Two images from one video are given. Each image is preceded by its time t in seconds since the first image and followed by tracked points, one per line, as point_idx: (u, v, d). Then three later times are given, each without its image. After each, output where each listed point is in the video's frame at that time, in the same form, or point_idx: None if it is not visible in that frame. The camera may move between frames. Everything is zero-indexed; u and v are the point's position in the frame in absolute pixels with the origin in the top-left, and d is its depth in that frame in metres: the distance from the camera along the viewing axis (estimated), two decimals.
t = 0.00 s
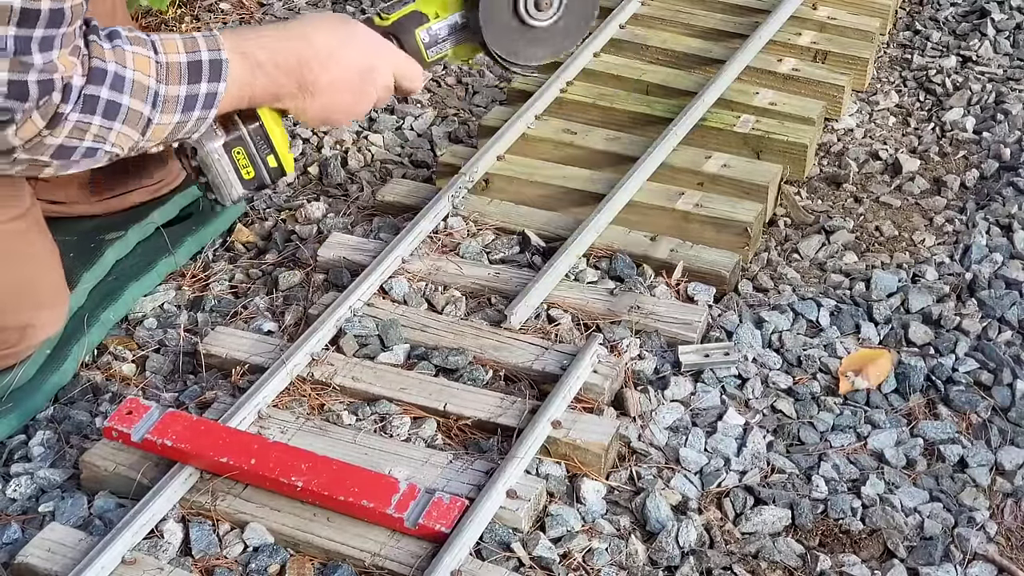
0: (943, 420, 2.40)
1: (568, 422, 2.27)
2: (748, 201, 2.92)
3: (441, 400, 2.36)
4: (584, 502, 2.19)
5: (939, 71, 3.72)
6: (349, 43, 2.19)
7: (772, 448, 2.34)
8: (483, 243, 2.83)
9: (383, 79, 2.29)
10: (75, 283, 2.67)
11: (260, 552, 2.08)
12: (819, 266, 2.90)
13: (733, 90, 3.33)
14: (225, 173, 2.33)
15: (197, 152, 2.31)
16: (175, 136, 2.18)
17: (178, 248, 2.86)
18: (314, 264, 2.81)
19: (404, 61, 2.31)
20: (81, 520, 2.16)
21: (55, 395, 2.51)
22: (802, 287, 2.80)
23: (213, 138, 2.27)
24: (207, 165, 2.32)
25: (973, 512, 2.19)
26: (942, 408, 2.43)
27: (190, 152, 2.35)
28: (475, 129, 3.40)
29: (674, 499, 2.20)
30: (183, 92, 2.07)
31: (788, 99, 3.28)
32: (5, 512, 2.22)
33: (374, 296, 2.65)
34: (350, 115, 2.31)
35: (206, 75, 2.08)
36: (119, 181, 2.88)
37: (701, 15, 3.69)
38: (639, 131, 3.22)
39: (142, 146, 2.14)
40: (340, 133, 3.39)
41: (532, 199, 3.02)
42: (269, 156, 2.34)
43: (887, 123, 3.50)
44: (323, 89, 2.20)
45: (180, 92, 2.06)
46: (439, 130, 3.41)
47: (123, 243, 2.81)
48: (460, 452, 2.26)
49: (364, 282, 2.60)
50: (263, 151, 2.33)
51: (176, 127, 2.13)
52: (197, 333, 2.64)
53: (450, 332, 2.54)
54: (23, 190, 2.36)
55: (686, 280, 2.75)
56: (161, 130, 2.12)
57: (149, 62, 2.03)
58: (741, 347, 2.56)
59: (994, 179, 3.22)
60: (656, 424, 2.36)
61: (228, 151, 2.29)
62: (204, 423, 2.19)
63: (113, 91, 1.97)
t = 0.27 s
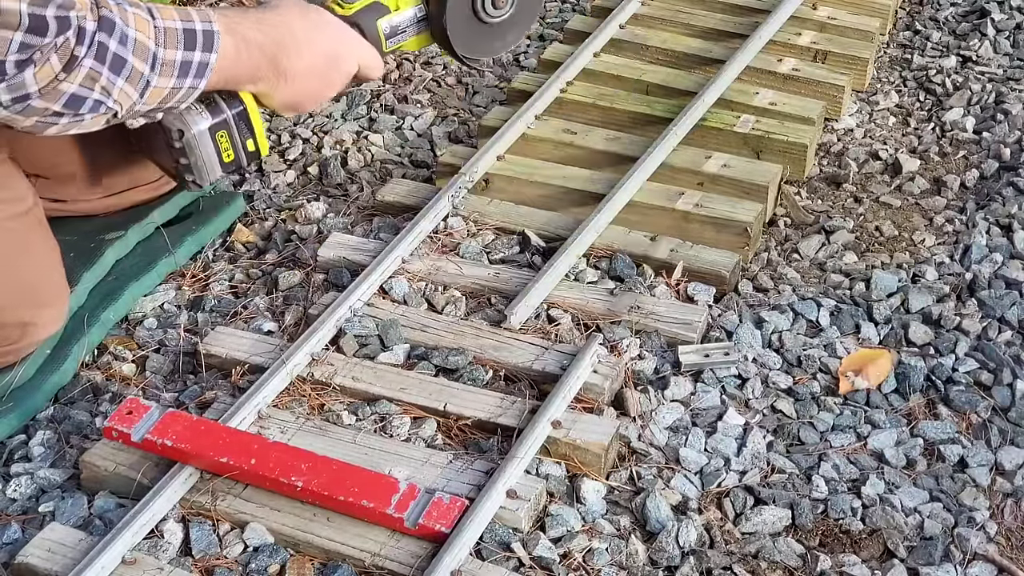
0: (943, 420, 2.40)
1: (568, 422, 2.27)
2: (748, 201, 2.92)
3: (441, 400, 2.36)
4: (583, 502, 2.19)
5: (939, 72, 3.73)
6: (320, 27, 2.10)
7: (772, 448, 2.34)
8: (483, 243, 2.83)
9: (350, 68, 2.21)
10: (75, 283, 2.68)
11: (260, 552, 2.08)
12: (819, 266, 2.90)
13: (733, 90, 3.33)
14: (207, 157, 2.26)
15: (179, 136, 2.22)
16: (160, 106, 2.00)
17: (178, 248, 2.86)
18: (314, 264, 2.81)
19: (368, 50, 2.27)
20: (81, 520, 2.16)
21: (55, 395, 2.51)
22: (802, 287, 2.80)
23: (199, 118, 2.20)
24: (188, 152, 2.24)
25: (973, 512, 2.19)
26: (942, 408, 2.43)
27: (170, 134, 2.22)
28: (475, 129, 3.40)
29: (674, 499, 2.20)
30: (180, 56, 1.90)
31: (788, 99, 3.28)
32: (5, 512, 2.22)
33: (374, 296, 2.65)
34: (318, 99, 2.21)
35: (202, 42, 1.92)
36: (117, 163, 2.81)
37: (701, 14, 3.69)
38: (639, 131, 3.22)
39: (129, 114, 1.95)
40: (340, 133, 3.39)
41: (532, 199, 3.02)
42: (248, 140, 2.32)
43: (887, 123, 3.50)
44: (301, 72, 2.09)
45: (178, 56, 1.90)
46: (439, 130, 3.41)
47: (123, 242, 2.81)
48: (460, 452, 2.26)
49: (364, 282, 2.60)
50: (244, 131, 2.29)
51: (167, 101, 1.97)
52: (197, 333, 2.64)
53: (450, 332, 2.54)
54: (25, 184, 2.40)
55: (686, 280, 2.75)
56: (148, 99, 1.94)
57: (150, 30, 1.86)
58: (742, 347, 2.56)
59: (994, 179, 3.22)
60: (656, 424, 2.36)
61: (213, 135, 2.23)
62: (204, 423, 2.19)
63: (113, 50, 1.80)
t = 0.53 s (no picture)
0: (943, 420, 2.40)
1: (568, 422, 2.28)
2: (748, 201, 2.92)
3: (441, 400, 2.36)
4: (584, 502, 2.19)
5: (939, 72, 3.73)
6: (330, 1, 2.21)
7: (772, 448, 2.34)
8: (483, 243, 2.83)
9: (353, 42, 2.34)
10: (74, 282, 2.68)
11: (260, 552, 2.08)
12: (819, 266, 2.90)
13: (733, 90, 3.33)
14: (215, 123, 2.32)
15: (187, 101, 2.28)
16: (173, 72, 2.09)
17: (178, 248, 2.86)
18: (314, 264, 2.81)
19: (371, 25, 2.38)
20: (81, 520, 2.16)
21: (55, 395, 2.51)
22: (802, 288, 2.80)
23: (210, 86, 2.25)
24: (197, 119, 2.31)
25: (973, 512, 2.19)
26: (942, 408, 2.43)
27: (180, 101, 2.29)
28: (475, 129, 3.40)
29: (674, 499, 2.20)
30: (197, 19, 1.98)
31: (788, 99, 3.28)
32: (5, 512, 2.22)
33: (374, 296, 2.65)
34: (322, 71, 2.34)
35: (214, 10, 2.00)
36: (132, 138, 2.82)
37: (701, 15, 3.69)
38: (639, 131, 3.22)
39: (145, 78, 2.03)
40: (340, 133, 3.39)
41: (532, 199, 3.02)
42: (255, 108, 2.36)
43: (887, 123, 3.50)
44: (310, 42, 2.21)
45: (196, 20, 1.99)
46: (439, 130, 3.41)
47: (123, 242, 2.81)
48: (460, 452, 2.26)
49: (364, 282, 2.60)
50: (251, 97, 2.32)
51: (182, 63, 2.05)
52: (197, 333, 2.64)
53: (450, 332, 2.54)
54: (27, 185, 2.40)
55: (686, 280, 2.75)
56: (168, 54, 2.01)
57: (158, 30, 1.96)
58: (742, 347, 2.56)
59: (994, 179, 3.22)
60: (656, 424, 2.36)
61: (221, 102, 2.28)
62: (204, 423, 2.19)
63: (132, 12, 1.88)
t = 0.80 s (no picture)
0: (943, 420, 2.40)
1: (568, 422, 2.27)
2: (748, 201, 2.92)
3: (441, 400, 2.36)
4: (584, 502, 2.19)
5: (939, 72, 3.73)
6: None
7: (772, 448, 2.34)
8: (483, 243, 2.83)
9: None
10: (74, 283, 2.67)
11: (260, 553, 2.08)
12: (819, 266, 2.90)
13: (733, 90, 3.33)
14: (256, 103, 2.59)
15: (228, 86, 2.58)
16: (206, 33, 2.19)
17: (178, 248, 2.86)
18: (314, 264, 2.81)
19: None
20: (81, 520, 2.16)
21: (55, 395, 2.51)
22: (802, 288, 2.80)
23: (243, 70, 2.53)
24: (239, 101, 2.59)
25: (973, 512, 2.19)
26: (942, 408, 2.43)
27: (223, 90, 2.60)
28: (475, 129, 3.40)
29: (674, 499, 2.20)
30: None
31: (788, 99, 3.28)
32: (5, 513, 2.22)
33: (374, 297, 2.64)
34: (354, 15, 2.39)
35: None
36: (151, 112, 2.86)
37: (701, 15, 3.69)
38: (639, 131, 3.22)
39: (179, 41, 2.17)
40: (340, 133, 3.39)
41: (532, 199, 3.02)
42: (293, 81, 2.62)
43: (887, 123, 3.50)
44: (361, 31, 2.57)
45: None
46: (439, 130, 3.41)
47: (123, 242, 2.81)
48: (460, 452, 2.26)
49: (364, 282, 2.60)
50: (286, 74, 2.59)
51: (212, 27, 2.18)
52: (197, 333, 2.64)
53: (450, 332, 2.54)
54: (28, 185, 2.44)
55: (686, 280, 2.75)
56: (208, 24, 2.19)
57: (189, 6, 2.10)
58: (742, 347, 2.56)
59: (994, 179, 3.23)
60: (657, 425, 2.36)
61: (257, 82, 2.55)
62: (204, 423, 2.19)
63: None
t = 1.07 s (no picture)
0: (943, 420, 2.40)
1: (568, 422, 2.28)
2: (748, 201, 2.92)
3: (441, 400, 2.36)
4: (584, 502, 2.19)
5: (939, 72, 3.73)
6: None
7: (772, 448, 2.34)
8: (483, 243, 2.83)
9: None
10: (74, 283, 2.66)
11: (260, 552, 2.08)
12: (819, 266, 2.90)
13: (733, 90, 3.33)
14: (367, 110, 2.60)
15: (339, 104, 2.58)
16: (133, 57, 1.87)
17: (178, 248, 2.86)
18: (314, 264, 2.81)
19: None
20: (81, 520, 2.16)
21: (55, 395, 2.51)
22: (802, 288, 2.80)
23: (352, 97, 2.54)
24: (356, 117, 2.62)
25: (973, 512, 2.19)
26: (942, 408, 2.43)
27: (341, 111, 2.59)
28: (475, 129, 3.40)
29: (674, 499, 2.20)
30: None
31: (788, 99, 3.28)
32: (5, 512, 2.22)
33: (374, 296, 2.64)
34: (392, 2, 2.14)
35: None
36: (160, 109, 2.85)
37: (701, 15, 3.69)
38: (639, 131, 3.22)
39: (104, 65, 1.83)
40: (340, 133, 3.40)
41: (532, 199, 3.02)
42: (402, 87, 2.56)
43: (887, 123, 3.50)
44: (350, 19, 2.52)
45: None
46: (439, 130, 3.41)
47: (122, 242, 2.80)
48: (460, 452, 2.26)
49: (364, 282, 2.60)
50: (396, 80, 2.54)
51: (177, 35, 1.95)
52: (197, 333, 2.65)
53: (450, 332, 2.54)
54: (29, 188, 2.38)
55: (686, 280, 2.75)
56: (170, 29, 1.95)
57: None
58: (742, 347, 2.56)
59: (994, 179, 3.23)
60: (657, 424, 2.36)
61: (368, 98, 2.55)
62: (204, 423, 2.19)
63: None
